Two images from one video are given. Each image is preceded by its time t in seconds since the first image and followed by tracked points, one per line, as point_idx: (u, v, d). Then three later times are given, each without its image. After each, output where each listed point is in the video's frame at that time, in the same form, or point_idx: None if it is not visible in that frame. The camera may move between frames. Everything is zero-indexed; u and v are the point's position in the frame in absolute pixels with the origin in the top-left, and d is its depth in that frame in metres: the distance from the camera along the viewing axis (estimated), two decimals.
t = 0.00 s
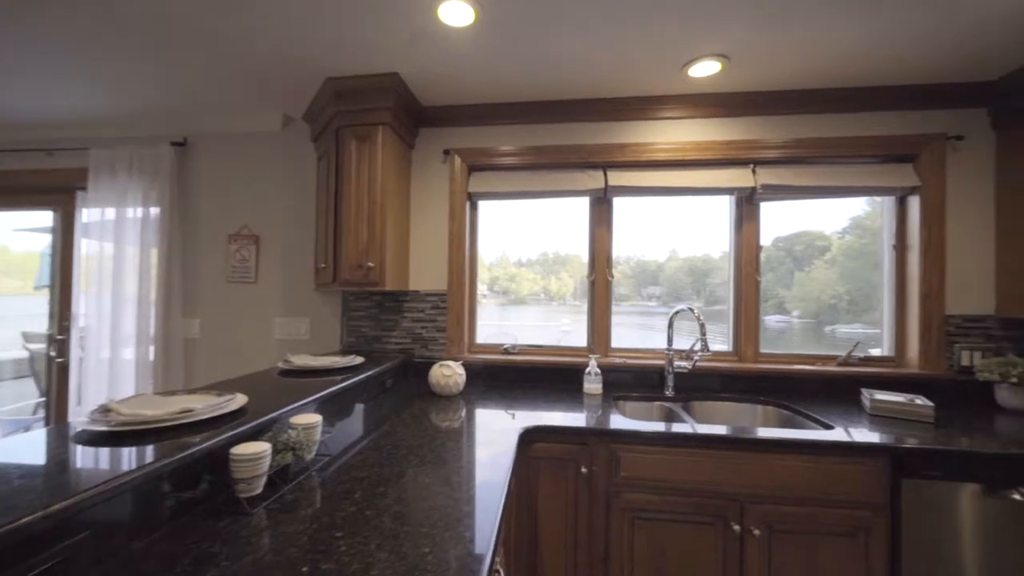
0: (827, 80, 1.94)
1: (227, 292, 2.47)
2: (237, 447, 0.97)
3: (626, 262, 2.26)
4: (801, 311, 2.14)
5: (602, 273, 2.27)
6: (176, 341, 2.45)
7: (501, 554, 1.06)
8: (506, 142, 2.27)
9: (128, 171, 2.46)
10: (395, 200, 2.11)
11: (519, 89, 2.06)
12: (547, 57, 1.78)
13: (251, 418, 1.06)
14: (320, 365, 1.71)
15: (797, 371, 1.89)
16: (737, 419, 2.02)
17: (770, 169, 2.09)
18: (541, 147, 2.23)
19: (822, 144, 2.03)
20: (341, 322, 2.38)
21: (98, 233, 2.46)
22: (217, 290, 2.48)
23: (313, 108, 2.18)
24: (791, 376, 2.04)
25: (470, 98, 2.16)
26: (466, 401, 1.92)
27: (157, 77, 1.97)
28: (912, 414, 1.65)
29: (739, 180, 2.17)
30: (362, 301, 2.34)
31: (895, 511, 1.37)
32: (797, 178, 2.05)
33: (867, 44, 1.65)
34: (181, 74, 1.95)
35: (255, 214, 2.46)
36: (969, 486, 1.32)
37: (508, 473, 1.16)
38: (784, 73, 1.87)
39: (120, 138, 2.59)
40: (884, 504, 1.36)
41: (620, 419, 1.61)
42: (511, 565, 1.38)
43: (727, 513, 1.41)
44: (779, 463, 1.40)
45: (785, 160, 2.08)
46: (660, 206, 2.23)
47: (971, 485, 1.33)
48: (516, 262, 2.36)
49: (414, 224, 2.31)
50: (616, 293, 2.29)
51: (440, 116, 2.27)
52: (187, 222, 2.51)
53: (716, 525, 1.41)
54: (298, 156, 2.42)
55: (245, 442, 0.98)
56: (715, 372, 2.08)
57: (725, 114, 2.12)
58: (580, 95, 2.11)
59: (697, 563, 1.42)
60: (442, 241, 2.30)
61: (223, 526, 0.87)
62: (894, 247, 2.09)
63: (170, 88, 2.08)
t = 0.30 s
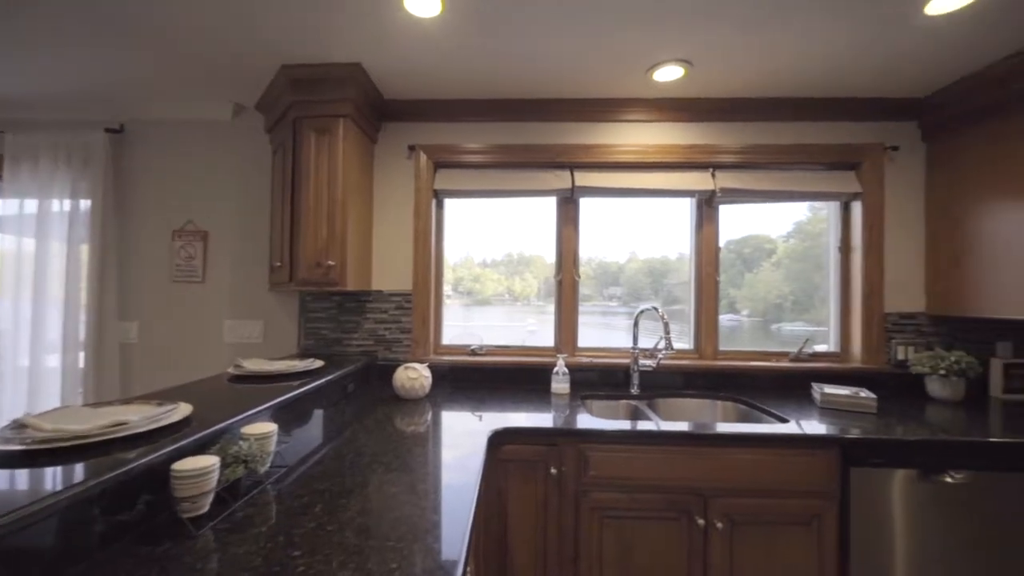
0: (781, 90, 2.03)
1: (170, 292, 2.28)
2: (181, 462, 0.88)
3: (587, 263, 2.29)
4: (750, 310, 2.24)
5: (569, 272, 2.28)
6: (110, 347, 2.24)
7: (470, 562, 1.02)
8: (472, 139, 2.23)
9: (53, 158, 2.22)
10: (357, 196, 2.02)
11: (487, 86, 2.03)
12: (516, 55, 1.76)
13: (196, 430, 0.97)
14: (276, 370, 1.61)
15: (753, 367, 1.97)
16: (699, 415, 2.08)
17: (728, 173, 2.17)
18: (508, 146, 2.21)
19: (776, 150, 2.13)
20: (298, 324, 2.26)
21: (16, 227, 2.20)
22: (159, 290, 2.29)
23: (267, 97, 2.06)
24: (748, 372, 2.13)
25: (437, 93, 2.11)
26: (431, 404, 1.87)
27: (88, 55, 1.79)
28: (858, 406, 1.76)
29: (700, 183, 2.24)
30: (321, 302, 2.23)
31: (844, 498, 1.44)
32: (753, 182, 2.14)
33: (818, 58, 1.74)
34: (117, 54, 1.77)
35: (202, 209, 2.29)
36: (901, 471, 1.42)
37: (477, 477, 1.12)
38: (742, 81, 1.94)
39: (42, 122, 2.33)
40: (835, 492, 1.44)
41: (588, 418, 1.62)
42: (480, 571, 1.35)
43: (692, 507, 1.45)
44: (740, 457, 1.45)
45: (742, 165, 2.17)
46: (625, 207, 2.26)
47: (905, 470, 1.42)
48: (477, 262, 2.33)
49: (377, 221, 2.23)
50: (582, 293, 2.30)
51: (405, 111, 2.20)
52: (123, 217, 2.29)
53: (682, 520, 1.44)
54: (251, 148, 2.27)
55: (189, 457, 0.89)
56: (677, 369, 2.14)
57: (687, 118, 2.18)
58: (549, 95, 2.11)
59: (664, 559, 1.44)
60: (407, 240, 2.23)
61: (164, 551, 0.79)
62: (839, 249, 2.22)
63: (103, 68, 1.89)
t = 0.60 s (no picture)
0: (737, 99, 2.13)
1: (110, 292, 2.12)
2: (121, 476, 0.81)
3: (554, 263, 2.30)
4: (707, 309, 2.33)
5: (536, 272, 2.29)
6: (39, 351, 2.04)
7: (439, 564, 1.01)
8: (439, 137, 2.20)
9: None
10: (319, 192, 1.95)
11: (455, 83, 2.01)
12: (485, 53, 1.75)
13: (141, 439, 0.90)
14: (229, 373, 1.52)
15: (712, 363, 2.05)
16: (662, 410, 2.15)
17: (689, 177, 2.24)
18: (476, 144, 2.20)
19: (733, 156, 2.23)
20: (254, 325, 2.14)
21: None
22: (96, 290, 2.11)
23: (221, 85, 1.94)
24: (707, 369, 2.22)
25: (403, 89, 2.06)
26: (397, 406, 1.83)
27: (14, 30, 1.62)
28: (807, 398, 1.87)
29: (662, 186, 2.31)
30: (279, 303, 2.13)
31: (795, 487, 1.53)
32: (711, 186, 2.23)
33: (772, 70, 1.84)
34: (47, 30, 1.62)
35: (146, 202, 2.13)
36: (847, 458, 1.52)
37: (447, 478, 1.11)
38: (702, 88, 2.02)
39: None
40: (787, 481, 1.52)
41: (555, 417, 1.63)
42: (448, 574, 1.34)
43: (656, 501, 1.49)
44: (701, 450, 1.51)
45: (702, 169, 2.25)
46: (592, 208, 2.30)
47: (849, 457, 1.52)
48: (444, 262, 2.30)
49: (340, 219, 2.16)
50: (549, 292, 2.32)
51: (370, 105, 2.15)
52: (55, 209, 2.10)
53: (646, 514, 1.48)
54: (202, 138, 2.14)
55: (131, 470, 0.82)
56: (640, 366, 2.20)
57: (651, 123, 2.24)
58: (517, 95, 2.11)
59: (629, 553, 1.47)
60: (371, 238, 2.17)
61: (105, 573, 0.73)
62: (790, 251, 2.34)
63: (31, 45, 1.73)
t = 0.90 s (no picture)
0: (694, 107, 2.22)
1: (40, 292, 1.95)
2: (45, 492, 0.75)
3: (522, 264, 2.32)
4: (669, 309, 2.42)
5: (502, 272, 2.30)
6: None
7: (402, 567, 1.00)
8: (404, 134, 2.17)
9: None
10: (276, 188, 1.87)
11: (420, 81, 1.99)
12: (451, 52, 1.75)
13: (75, 451, 0.84)
14: (177, 378, 1.43)
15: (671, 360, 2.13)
16: (624, 407, 2.21)
17: (649, 180, 2.32)
18: (442, 143, 2.18)
19: (690, 161, 2.33)
20: (205, 327, 2.03)
21: None
22: (24, 289, 1.94)
23: (169, 72, 1.83)
24: (666, 366, 2.30)
25: (366, 84, 2.02)
26: (360, 408, 1.79)
27: None
28: (759, 392, 1.98)
29: (624, 189, 2.38)
30: (234, 304, 2.04)
31: (746, 476, 1.61)
32: (670, 190, 2.32)
33: (726, 80, 1.93)
34: None
35: (83, 195, 1.98)
36: (793, 448, 1.61)
37: (411, 480, 1.10)
38: (662, 95, 2.10)
39: None
40: (739, 471, 1.60)
41: (521, 415, 1.64)
42: None
43: (617, 495, 1.53)
44: (660, 444, 1.56)
45: (661, 173, 2.33)
46: (557, 209, 2.33)
47: (795, 446, 1.62)
48: (411, 262, 2.27)
49: (299, 216, 2.08)
50: (515, 292, 2.33)
51: (331, 100, 2.09)
52: None
53: (608, 508, 1.52)
54: (148, 128, 2.02)
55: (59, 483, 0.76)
56: (602, 364, 2.25)
57: (614, 127, 2.30)
58: (483, 95, 2.11)
59: (592, 546, 1.51)
60: (333, 237, 2.11)
61: None
62: (742, 253, 2.46)
63: None
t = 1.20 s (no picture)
0: (655, 112, 2.29)
1: None
2: None
3: (492, 264, 2.32)
4: (634, 308, 2.49)
5: (468, 271, 2.29)
6: None
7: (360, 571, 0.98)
8: (366, 130, 2.12)
9: None
10: (229, 182, 1.79)
11: (383, 76, 1.95)
12: (414, 48, 1.72)
13: None
14: (115, 384, 1.34)
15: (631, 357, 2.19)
16: (587, 404, 2.24)
17: (612, 182, 2.38)
18: (405, 140, 2.15)
19: (651, 164, 2.40)
20: (149, 329, 1.91)
21: None
22: None
23: (108, 56, 1.71)
24: (627, 363, 2.36)
25: (326, 77, 1.96)
26: (320, 411, 1.73)
27: None
28: (714, 387, 2.07)
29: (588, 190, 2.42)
30: (182, 304, 1.93)
31: (702, 468, 1.68)
32: (632, 192, 2.38)
33: (684, 87, 2.01)
34: None
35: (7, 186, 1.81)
36: (745, 439, 1.70)
37: (370, 484, 1.08)
38: (624, 99, 2.15)
39: None
40: (694, 463, 1.67)
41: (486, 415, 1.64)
42: None
43: (580, 491, 1.56)
44: (620, 440, 1.60)
45: (624, 175, 2.39)
46: (522, 209, 2.35)
47: (746, 438, 1.70)
48: (378, 262, 2.22)
49: (254, 213, 2.00)
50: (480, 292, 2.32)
51: (289, 92, 2.01)
52: None
53: (571, 504, 1.54)
54: (83, 116, 1.87)
55: None
56: (566, 362, 2.28)
57: (578, 129, 2.34)
58: (447, 92, 2.10)
59: (555, 542, 1.53)
60: (291, 235, 2.04)
61: None
62: (700, 254, 2.56)
63: None
